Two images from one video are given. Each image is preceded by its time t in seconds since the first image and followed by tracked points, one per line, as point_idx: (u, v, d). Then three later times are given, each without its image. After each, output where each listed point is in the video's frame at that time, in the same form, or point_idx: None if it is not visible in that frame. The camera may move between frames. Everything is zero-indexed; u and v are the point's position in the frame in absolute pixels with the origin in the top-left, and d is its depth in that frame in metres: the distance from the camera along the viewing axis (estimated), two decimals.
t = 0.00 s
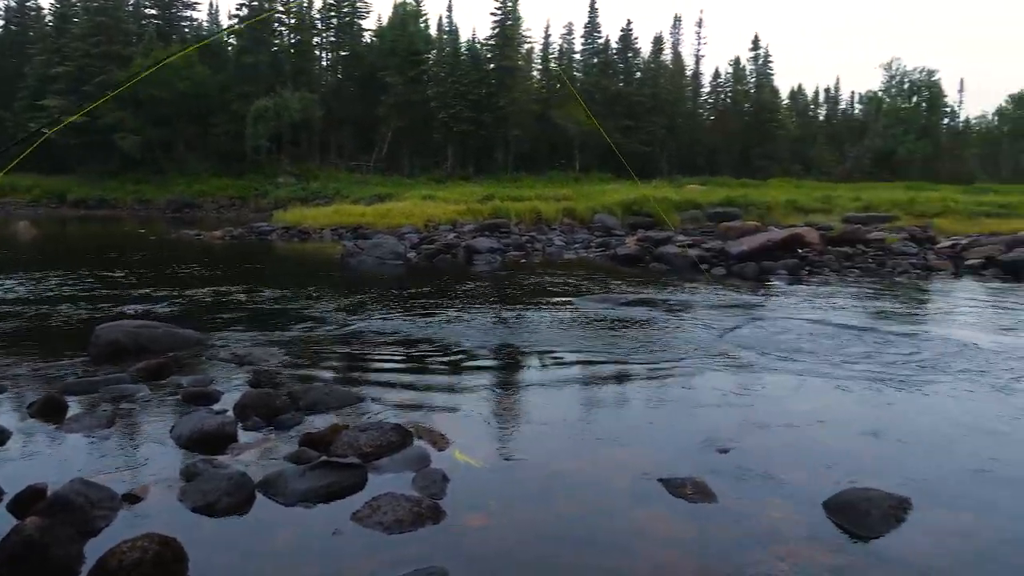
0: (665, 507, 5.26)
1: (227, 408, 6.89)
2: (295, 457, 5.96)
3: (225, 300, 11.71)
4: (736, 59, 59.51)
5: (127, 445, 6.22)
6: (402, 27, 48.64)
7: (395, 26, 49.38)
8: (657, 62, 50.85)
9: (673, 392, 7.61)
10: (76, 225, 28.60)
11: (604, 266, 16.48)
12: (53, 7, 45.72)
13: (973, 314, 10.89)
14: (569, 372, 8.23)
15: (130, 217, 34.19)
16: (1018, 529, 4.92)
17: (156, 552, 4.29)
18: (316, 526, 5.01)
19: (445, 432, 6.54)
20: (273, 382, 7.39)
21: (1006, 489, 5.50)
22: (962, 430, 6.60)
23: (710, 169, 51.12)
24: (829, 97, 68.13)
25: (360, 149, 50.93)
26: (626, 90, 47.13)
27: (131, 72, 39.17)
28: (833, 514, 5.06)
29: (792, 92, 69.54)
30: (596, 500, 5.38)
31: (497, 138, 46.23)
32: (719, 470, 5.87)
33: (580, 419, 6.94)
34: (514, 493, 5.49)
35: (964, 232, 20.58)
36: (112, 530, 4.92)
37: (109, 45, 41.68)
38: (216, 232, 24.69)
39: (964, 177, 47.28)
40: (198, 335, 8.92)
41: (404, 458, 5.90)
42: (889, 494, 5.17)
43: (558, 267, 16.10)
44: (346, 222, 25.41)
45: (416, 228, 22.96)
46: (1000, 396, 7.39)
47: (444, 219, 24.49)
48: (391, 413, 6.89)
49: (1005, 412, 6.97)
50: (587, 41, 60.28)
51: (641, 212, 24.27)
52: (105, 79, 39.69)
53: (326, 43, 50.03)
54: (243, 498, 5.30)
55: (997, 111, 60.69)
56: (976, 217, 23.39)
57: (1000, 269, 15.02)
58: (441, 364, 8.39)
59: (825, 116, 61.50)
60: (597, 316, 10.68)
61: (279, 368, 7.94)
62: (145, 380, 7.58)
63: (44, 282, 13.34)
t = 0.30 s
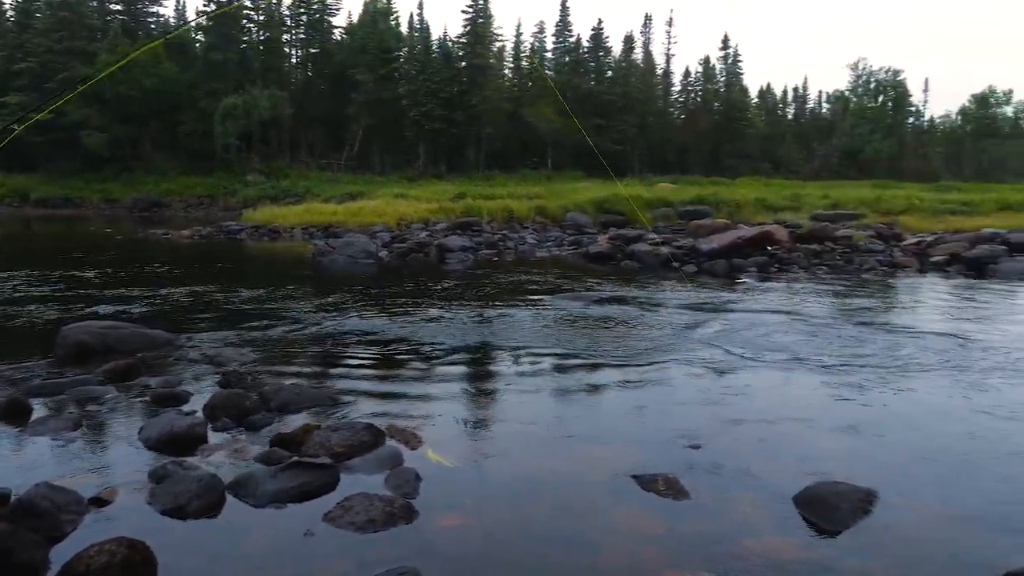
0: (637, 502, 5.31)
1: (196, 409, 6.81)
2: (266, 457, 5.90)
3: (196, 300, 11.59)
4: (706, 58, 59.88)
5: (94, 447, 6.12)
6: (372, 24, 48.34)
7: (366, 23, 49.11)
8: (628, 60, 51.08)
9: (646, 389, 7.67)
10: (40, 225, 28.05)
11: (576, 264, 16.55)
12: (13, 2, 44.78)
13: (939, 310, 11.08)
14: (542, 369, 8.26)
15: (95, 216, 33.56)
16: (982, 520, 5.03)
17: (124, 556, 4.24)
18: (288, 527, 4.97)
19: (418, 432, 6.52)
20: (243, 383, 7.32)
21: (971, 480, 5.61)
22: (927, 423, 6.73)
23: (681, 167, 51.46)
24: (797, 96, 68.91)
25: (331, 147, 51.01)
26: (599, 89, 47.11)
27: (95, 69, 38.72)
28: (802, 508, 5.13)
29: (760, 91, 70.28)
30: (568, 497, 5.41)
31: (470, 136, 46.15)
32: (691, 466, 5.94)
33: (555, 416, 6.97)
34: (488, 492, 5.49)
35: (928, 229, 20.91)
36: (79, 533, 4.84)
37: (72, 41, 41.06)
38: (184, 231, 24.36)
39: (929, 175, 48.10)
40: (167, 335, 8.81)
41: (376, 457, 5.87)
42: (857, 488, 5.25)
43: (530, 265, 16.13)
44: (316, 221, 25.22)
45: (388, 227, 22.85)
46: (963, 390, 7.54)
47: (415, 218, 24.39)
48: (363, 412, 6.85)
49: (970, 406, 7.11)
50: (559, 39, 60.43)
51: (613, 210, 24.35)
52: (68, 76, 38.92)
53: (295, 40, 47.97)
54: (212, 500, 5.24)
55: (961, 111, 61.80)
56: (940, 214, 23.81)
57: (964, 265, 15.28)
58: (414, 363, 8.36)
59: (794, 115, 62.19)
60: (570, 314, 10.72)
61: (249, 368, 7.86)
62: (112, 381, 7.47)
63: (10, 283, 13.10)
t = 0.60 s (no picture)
0: (612, 500, 5.33)
1: (166, 411, 6.72)
2: (238, 458, 5.84)
3: (170, 299, 11.47)
4: (677, 57, 60.32)
5: (61, 450, 6.01)
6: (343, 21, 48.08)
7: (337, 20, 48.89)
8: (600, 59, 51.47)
9: (621, 386, 7.70)
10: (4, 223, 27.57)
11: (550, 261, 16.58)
12: None
13: (906, 306, 11.27)
14: (516, 368, 8.26)
15: (60, 214, 32.98)
16: (949, 511, 5.12)
17: (91, 561, 4.18)
18: (260, 529, 4.92)
19: (392, 431, 6.48)
20: (214, 383, 7.23)
21: (938, 472, 5.71)
22: (894, 417, 6.84)
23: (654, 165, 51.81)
24: (767, 95, 69.69)
25: (300, 145, 50.47)
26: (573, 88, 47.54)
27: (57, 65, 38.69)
28: (774, 503, 5.17)
29: (731, 90, 70.97)
30: (544, 495, 5.42)
31: (442, 134, 46.08)
32: (665, 462, 5.97)
33: (530, 414, 6.98)
34: (463, 491, 5.48)
35: (896, 226, 21.27)
36: (45, 538, 4.76)
37: (34, 37, 41.80)
38: (154, 230, 24.10)
39: (896, 173, 48.96)
40: (137, 336, 8.68)
41: (349, 457, 5.84)
42: (827, 482, 5.32)
43: (504, 263, 16.13)
44: (288, 219, 25.05)
45: (360, 225, 22.74)
46: (929, 385, 7.68)
47: (387, 215, 24.32)
48: (335, 413, 6.79)
49: (937, 400, 7.24)
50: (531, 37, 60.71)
51: (586, 208, 24.46)
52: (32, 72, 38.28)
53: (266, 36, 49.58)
54: (183, 502, 5.17)
55: (927, 110, 62.82)
56: (907, 212, 24.23)
57: (931, 261, 15.55)
58: (387, 362, 8.32)
59: (764, 114, 62.89)
60: (546, 312, 10.72)
61: (220, 369, 7.77)
62: (79, 383, 7.35)
63: None
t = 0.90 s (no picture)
0: (585, 499, 5.35)
1: (133, 413, 6.63)
2: (207, 460, 5.78)
3: (141, 299, 11.33)
4: (649, 58, 60.53)
5: (25, 454, 5.90)
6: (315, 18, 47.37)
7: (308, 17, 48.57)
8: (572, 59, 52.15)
9: (594, 385, 7.74)
10: None
11: (523, 260, 16.62)
12: None
13: (873, 304, 11.47)
14: (490, 367, 8.26)
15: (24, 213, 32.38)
16: (915, 505, 5.22)
17: (57, 567, 4.10)
18: (231, 531, 4.87)
19: (363, 431, 6.46)
20: (183, 384, 7.15)
21: (905, 468, 5.80)
22: (862, 414, 6.95)
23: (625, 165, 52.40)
24: (737, 96, 70.30)
25: (273, 144, 50.78)
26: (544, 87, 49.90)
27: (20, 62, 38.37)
28: (745, 500, 5.23)
29: (701, 90, 71.51)
30: (516, 495, 5.43)
31: (415, 133, 46.00)
32: (637, 460, 6.00)
33: (503, 413, 6.98)
34: (436, 491, 5.47)
35: (863, 226, 21.60)
36: (10, 545, 4.66)
37: None
38: (121, 229, 23.80)
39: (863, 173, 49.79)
40: (104, 337, 8.55)
41: (321, 458, 5.80)
42: (797, 478, 5.39)
43: (476, 262, 16.12)
44: (258, 219, 24.85)
45: (332, 225, 22.57)
46: (896, 382, 7.82)
47: (360, 215, 24.21)
48: (306, 413, 6.75)
49: (903, 397, 7.37)
50: (503, 37, 60.95)
51: (559, 207, 24.49)
52: None
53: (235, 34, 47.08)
54: (151, 506, 5.10)
55: (893, 111, 63.98)
56: (873, 211, 24.61)
57: (897, 259, 15.82)
58: (359, 362, 8.28)
59: (734, 114, 63.59)
60: (519, 311, 10.72)
61: (189, 370, 7.67)
62: (44, 386, 7.22)
63: None
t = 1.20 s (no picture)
0: (565, 498, 5.37)
1: (111, 415, 6.57)
2: (185, 463, 5.73)
3: (120, 299, 11.25)
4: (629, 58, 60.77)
5: None
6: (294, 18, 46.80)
7: (287, 17, 48.29)
8: (552, 59, 52.40)
9: (575, 385, 7.76)
10: None
11: (503, 261, 16.63)
12: None
13: (850, 303, 11.60)
14: (472, 368, 8.26)
15: None
16: (889, 501, 5.29)
17: (32, 571, 4.05)
18: (209, 534, 4.84)
19: (343, 433, 6.43)
20: (159, 386, 7.09)
21: (880, 465, 5.87)
22: (839, 413, 7.01)
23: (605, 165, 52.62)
24: (716, 96, 70.59)
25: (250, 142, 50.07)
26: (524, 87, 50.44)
27: None
28: (724, 498, 5.27)
29: (680, 91, 71.78)
30: (497, 495, 5.43)
31: (395, 132, 45.88)
32: (617, 460, 6.03)
33: (483, 414, 6.98)
34: (416, 492, 5.46)
35: (840, 225, 21.78)
36: None
37: None
38: (97, 230, 23.54)
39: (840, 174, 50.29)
40: (79, 339, 8.45)
41: (301, 459, 5.77)
42: (775, 476, 5.44)
43: (456, 262, 16.12)
44: (236, 219, 24.69)
45: (311, 225, 22.43)
46: (874, 380, 7.90)
47: (339, 215, 24.10)
48: (285, 415, 6.70)
49: (879, 395, 7.45)
50: (483, 36, 60.98)
51: (539, 207, 24.49)
52: None
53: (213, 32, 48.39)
54: (128, 510, 5.06)
55: (870, 111, 64.64)
56: (850, 211, 24.83)
57: (873, 259, 15.99)
58: (339, 364, 8.24)
59: (714, 114, 63.98)
60: (500, 312, 10.72)
61: (166, 372, 7.61)
62: (19, 388, 7.13)
63: None
